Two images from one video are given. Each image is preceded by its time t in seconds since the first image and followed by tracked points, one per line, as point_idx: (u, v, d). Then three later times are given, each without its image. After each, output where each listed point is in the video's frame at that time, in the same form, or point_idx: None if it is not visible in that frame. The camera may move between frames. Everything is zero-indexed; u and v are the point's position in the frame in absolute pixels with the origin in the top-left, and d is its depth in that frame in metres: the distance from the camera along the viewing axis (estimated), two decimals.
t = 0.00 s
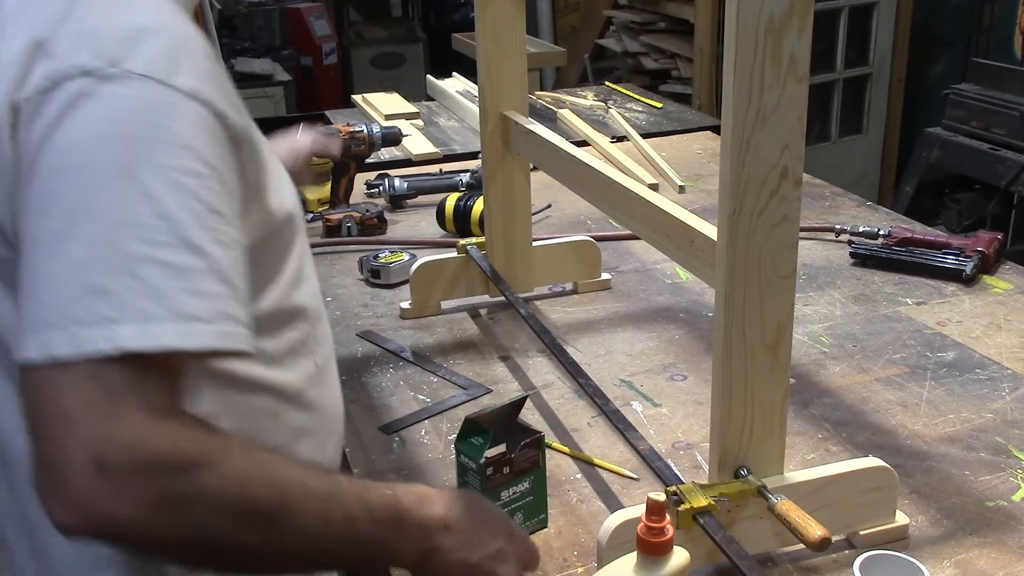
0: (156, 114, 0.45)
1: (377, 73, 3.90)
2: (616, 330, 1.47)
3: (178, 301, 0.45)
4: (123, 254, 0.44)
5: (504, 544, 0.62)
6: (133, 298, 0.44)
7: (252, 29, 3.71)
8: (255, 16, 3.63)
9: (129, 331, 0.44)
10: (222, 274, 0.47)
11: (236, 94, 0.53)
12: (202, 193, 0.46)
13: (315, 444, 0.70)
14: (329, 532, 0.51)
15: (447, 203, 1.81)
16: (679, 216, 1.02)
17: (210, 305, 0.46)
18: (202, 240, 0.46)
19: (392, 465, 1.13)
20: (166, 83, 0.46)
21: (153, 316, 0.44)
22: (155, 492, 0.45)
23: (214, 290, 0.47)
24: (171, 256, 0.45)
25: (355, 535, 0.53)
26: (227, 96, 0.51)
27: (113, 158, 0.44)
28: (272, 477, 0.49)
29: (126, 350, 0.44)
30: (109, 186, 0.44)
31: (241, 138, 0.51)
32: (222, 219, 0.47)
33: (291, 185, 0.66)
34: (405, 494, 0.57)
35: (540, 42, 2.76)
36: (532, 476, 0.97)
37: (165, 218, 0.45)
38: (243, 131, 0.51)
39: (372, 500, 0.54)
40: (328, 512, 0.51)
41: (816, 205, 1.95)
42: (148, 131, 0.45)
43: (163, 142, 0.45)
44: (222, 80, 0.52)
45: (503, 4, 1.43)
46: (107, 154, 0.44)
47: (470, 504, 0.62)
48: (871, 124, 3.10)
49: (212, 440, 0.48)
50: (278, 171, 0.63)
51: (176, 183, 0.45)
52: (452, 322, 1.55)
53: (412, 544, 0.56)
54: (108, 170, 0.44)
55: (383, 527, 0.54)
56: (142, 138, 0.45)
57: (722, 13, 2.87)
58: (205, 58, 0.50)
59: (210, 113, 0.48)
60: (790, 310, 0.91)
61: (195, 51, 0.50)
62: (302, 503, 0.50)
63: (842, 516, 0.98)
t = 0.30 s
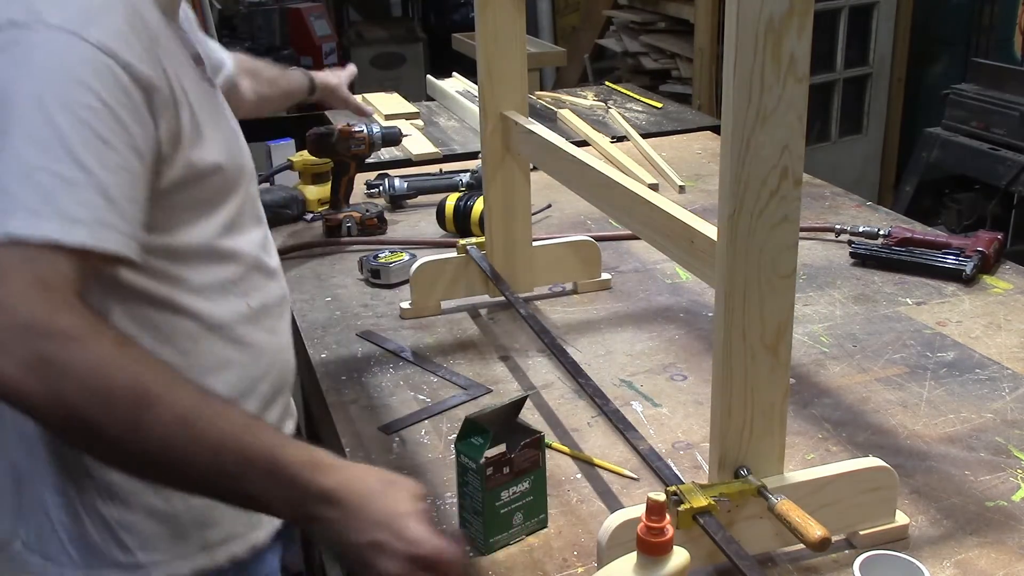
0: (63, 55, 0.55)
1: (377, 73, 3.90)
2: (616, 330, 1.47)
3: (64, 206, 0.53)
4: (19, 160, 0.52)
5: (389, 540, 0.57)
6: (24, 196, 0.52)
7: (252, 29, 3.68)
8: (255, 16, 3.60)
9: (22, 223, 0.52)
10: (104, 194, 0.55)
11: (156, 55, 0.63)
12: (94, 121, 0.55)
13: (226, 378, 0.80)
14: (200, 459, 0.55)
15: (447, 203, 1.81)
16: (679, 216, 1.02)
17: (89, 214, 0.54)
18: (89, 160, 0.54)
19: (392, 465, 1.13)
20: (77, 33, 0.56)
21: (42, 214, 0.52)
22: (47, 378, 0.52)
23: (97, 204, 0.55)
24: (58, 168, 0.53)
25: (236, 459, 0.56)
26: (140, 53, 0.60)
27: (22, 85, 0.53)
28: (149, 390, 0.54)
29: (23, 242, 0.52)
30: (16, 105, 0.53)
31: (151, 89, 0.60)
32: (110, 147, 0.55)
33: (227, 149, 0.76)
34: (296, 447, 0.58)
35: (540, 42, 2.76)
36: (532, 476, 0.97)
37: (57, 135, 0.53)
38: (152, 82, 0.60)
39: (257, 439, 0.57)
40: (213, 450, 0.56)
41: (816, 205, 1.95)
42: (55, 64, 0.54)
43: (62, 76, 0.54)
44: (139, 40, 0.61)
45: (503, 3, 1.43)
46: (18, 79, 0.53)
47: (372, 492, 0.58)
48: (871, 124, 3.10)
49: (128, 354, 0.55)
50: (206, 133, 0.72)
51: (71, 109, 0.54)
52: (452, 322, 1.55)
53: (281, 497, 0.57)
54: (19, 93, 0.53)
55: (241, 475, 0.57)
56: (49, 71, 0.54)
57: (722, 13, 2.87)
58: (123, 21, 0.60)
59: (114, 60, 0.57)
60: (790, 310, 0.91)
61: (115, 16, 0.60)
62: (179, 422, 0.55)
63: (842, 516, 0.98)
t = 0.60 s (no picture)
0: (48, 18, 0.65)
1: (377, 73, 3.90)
2: (616, 330, 1.47)
3: (21, 153, 0.63)
4: None
5: (228, 548, 0.59)
6: None
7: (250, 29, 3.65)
8: (255, 16, 3.60)
9: None
10: (63, 144, 0.65)
11: (140, 31, 0.73)
12: (62, 80, 0.65)
13: (200, 349, 0.85)
14: (101, 442, 0.61)
15: (447, 203, 1.81)
16: (679, 216, 1.02)
17: (48, 162, 0.64)
18: (52, 114, 0.64)
19: (392, 465, 1.13)
20: None
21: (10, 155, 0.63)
22: None
23: (54, 156, 0.65)
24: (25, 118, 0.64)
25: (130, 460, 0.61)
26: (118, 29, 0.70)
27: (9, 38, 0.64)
28: (65, 374, 0.60)
29: None
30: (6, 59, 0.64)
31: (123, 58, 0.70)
32: (74, 102, 0.65)
33: (215, 131, 0.84)
34: (180, 447, 0.62)
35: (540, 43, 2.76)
36: (532, 476, 0.97)
37: (27, 90, 0.63)
38: (128, 52, 0.71)
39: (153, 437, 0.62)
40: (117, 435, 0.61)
41: (816, 205, 1.95)
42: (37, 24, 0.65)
43: (42, 35, 0.65)
44: (124, 15, 0.72)
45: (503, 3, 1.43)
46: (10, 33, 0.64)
47: (227, 503, 0.60)
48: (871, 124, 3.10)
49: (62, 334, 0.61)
50: (188, 108, 0.80)
51: (43, 67, 0.64)
52: (452, 322, 1.54)
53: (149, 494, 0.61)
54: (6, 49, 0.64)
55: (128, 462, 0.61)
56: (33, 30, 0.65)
57: (722, 13, 2.87)
58: None
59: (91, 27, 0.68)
60: (791, 310, 0.91)
61: None
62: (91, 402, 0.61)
63: (842, 516, 0.98)
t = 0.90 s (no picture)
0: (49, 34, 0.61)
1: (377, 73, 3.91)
2: (616, 330, 1.47)
3: (16, 182, 0.59)
4: None
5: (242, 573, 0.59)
6: None
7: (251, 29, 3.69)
8: (255, 17, 3.63)
9: None
10: (61, 169, 0.61)
11: (141, 42, 0.69)
12: (64, 102, 0.60)
13: (205, 365, 0.84)
14: (108, 482, 0.60)
15: (447, 203, 1.81)
16: (679, 216, 1.02)
17: (50, 193, 0.61)
18: (54, 140, 0.60)
19: (392, 466, 1.13)
20: (63, 14, 0.62)
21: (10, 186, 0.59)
22: None
23: (55, 183, 0.61)
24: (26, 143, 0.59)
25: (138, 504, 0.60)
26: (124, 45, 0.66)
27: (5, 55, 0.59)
28: (69, 414, 0.59)
29: None
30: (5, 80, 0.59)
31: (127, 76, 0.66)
32: (74, 126, 0.61)
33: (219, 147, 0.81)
34: (189, 483, 0.62)
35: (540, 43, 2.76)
36: (532, 476, 0.97)
37: (28, 116, 0.59)
38: (132, 69, 0.66)
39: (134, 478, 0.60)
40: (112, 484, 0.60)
41: (816, 205, 1.95)
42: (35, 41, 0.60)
43: (42, 52, 0.60)
44: (124, 26, 0.67)
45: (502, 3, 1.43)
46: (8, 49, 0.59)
47: (240, 538, 0.61)
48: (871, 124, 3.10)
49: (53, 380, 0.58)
50: (193, 122, 0.78)
51: (42, 85, 0.59)
52: (452, 322, 1.55)
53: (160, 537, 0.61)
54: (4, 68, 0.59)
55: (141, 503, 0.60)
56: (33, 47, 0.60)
57: (722, 13, 2.87)
58: (112, 10, 0.66)
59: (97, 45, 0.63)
60: (791, 310, 0.91)
61: (105, 11, 0.65)
62: (91, 450, 0.59)
63: (842, 516, 0.98)
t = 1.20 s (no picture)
0: (37, 104, 0.50)
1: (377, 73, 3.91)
2: (616, 330, 1.47)
3: (14, 286, 0.49)
4: None
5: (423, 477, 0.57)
6: None
7: (251, 29, 3.71)
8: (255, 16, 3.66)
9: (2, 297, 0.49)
10: (67, 267, 0.51)
11: (150, 92, 0.58)
12: (65, 187, 0.50)
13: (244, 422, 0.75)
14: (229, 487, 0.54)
15: (447, 203, 1.81)
16: (679, 216, 1.02)
17: (64, 296, 0.51)
18: (58, 234, 0.50)
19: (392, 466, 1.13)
20: (51, 74, 0.51)
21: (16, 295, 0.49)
22: (18, 455, 0.50)
23: (65, 282, 0.51)
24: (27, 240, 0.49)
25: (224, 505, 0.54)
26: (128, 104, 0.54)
27: None
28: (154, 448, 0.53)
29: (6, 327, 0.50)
30: None
31: (135, 140, 0.55)
32: (81, 213, 0.51)
33: (240, 190, 0.71)
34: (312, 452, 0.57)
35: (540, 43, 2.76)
36: (532, 476, 0.97)
37: (25, 209, 0.49)
38: (139, 131, 0.55)
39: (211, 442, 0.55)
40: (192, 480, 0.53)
41: (816, 205, 1.95)
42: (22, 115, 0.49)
43: (30, 130, 0.49)
44: (131, 83, 0.56)
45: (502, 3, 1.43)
46: None
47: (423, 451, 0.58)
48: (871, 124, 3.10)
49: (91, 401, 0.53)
50: (205, 169, 0.67)
51: (33, 171, 0.49)
52: (452, 322, 1.55)
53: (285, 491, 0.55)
54: None
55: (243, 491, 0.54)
56: (19, 123, 0.49)
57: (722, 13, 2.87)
58: (114, 63, 0.55)
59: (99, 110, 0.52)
60: (791, 310, 0.91)
61: (99, 63, 0.54)
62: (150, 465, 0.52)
63: (842, 516, 0.98)
